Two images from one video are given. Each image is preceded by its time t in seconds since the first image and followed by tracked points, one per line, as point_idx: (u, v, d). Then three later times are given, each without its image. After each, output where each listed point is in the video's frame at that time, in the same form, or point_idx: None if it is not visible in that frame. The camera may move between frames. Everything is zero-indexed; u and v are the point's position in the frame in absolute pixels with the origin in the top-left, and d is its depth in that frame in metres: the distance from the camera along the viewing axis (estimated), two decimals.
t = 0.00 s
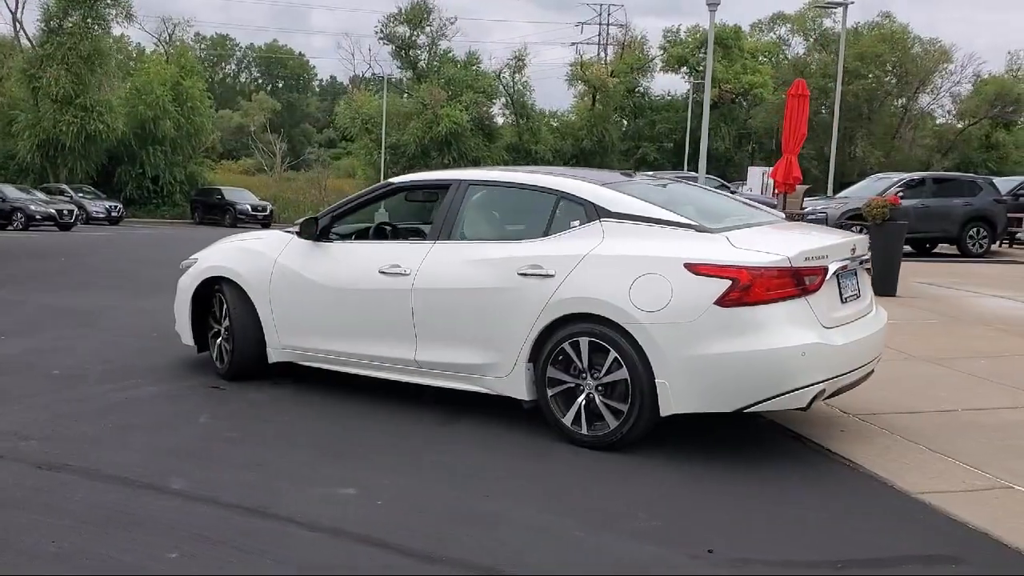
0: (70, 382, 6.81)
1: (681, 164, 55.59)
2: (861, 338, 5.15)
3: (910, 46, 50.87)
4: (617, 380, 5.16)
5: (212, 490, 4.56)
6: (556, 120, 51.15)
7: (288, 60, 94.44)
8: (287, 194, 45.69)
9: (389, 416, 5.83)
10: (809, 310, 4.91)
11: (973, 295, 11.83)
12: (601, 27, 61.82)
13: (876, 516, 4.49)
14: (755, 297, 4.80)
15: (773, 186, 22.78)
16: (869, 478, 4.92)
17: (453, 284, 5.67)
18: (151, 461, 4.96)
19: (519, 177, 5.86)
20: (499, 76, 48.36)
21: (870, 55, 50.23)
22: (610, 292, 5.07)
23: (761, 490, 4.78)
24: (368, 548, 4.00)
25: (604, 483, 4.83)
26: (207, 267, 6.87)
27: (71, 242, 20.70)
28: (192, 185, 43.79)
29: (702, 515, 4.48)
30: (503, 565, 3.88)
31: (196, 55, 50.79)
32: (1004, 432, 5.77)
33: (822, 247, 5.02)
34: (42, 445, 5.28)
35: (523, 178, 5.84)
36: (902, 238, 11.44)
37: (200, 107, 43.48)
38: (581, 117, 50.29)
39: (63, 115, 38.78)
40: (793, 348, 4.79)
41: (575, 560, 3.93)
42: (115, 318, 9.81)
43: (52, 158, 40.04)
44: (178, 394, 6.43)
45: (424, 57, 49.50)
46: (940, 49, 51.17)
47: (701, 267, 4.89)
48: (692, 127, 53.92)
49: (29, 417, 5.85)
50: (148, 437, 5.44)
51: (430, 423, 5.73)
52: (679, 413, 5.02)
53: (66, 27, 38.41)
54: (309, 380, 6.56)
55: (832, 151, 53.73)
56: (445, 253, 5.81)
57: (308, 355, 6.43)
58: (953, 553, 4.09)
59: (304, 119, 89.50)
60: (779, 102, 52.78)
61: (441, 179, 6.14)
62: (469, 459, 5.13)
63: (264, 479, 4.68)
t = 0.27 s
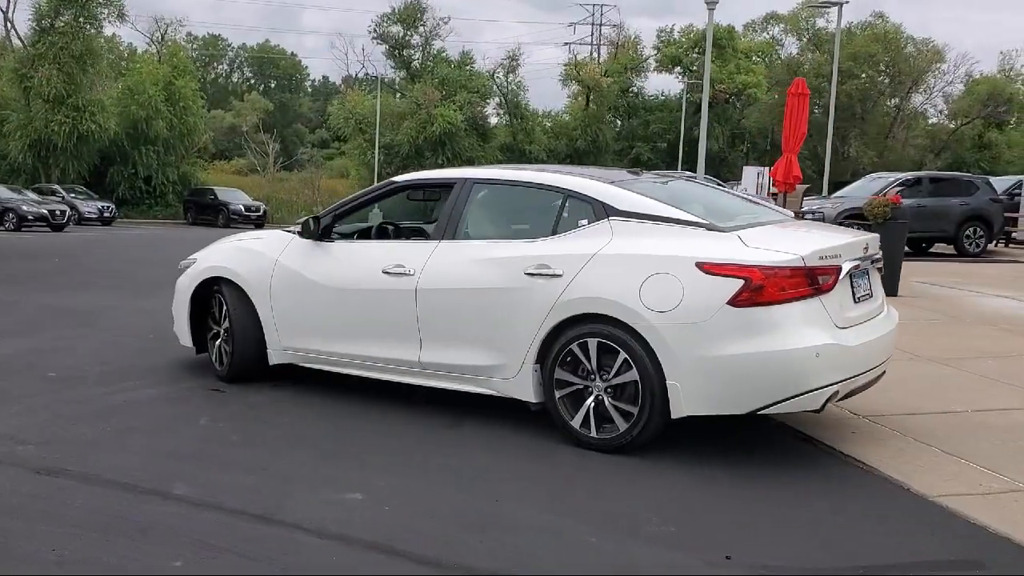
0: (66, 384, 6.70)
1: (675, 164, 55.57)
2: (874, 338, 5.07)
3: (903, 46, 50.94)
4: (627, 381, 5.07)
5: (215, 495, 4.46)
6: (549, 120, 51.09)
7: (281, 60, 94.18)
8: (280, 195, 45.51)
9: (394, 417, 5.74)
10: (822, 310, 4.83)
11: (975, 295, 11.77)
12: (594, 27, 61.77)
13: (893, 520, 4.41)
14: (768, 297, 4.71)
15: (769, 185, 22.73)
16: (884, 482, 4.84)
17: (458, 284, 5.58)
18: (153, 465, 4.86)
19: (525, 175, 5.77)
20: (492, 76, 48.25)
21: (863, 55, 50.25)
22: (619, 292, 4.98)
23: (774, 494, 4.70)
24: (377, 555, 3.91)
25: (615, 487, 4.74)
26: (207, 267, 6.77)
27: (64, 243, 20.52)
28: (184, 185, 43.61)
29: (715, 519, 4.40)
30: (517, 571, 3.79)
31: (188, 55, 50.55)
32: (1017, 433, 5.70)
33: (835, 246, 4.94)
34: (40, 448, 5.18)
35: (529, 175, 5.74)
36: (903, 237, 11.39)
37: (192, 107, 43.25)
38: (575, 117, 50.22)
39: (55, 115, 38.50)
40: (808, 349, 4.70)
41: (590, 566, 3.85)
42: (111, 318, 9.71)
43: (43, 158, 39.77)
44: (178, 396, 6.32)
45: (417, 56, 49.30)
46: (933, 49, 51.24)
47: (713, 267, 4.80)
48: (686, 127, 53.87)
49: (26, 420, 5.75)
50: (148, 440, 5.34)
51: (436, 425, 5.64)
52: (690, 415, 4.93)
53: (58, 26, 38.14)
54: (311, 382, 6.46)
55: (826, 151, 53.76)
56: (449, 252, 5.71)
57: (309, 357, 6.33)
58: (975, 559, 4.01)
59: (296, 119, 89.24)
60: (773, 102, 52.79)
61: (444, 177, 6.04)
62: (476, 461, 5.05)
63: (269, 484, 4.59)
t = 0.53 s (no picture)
0: (61, 387, 6.59)
1: (667, 161, 55.54)
2: (886, 339, 5.00)
3: (894, 43, 50.99)
4: (636, 384, 4.99)
5: (218, 502, 4.36)
6: (541, 117, 51.00)
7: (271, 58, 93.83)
8: (271, 193, 45.31)
9: (397, 420, 5.66)
10: (835, 310, 4.75)
11: (974, 292, 11.73)
12: (586, 24, 61.70)
13: (910, 525, 4.34)
14: (780, 298, 4.64)
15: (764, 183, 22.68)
16: (899, 486, 4.78)
17: (463, 285, 5.49)
18: (153, 472, 4.75)
19: (530, 173, 5.67)
20: (484, 73, 48.12)
21: (855, 52, 50.27)
22: (628, 293, 4.90)
23: (788, 499, 4.63)
24: (387, 564, 3.82)
25: (626, 491, 4.66)
26: (204, 267, 6.66)
27: (55, 242, 20.34)
28: (176, 184, 43.39)
29: (728, 524, 4.32)
30: None
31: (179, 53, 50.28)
32: None
33: (847, 246, 4.87)
34: (36, 454, 5.07)
35: (534, 174, 5.65)
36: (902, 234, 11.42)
37: (183, 104, 43.00)
38: (567, 114, 50.18)
39: (44, 113, 38.16)
40: (821, 351, 4.63)
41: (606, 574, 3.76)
42: (105, 319, 9.59)
43: (33, 156, 39.46)
44: (176, 400, 6.21)
45: (409, 54, 49.05)
46: (923, 46, 51.33)
47: (724, 267, 4.72)
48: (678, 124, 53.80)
49: (21, 424, 5.63)
50: (147, 445, 5.24)
51: (440, 429, 5.55)
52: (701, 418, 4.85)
53: (47, 23, 37.90)
54: (311, 384, 6.37)
55: (818, 148, 53.80)
56: (453, 253, 5.62)
57: (310, 358, 6.23)
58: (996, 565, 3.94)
59: (287, 117, 88.92)
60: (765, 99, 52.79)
61: (447, 176, 5.95)
62: (482, 465, 4.96)
63: (273, 491, 4.49)
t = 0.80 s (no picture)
0: (59, 387, 6.51)
1: (659, 160, 55.56)
2: (897, 338, 4.97)
3: (885, 42, 51.12)
4: (645, 385, 4.94)
5: (226, 505, 4.29)
6: (533, 115, 50.96)
7: (261, 56, 93.56)
8: (263, 191, 45.18)
9: (403, 421, 5.60)
10: (847, 311, 4.71)
11: (974, 292, 11.72)
12: (577, 23, 61.68)
13: (927, 528, 4.30)
14: (793, 298, 4.60)
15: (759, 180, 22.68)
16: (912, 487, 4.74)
17: (469, 285, 5.44)
18: (158, 474, 4.68)
19: (537, 172, 5.61)
20: (477, 71, 48.04)
21: (846, 51, 50.36)
22: (638, 293, 4.85)
23: (802, 501, 4.59)
24: (403, 568, 3.76)
25: (638, 494, 4.61)
26: (205, 267, 6.59)
27: (46, 241, 20.19)
28: (167, 182, 43.21)
29: (742, 526, 4.28)
30: None
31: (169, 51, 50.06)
32: None
33: (859, 245, 4.83)
34: (37, 455, 5.00)
35: (541, 172, 5.59)
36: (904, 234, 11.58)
37: (174, 102, 42.82)
38: (560, 113, 50.17)
39: (33, 111, 37.85)
40: (834, 351, 4.58)
41: None
42: (101, 319, 9.49)
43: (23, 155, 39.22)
44: (178, 400, 6.14)
45: (400, 52, 48.81)
46: (914, 45, 51.46)
47: (736, 266, 4.68)
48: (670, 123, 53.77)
49: (21, 426, 5.54)
50: (150, 446, 5.17)
51: (448, 430, 5.49)
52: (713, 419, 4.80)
53: (36, 20, 37.90)
54: (314, 385, 6.30)
55: (809, 147, 53.90)
56: (459, 252, 5.56)
57: (313, 359, 6.16)
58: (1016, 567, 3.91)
59: (278, 116, 88.70)
60: (757, 98, 52.86)
61: (452, 175, 5.88)
62: (491, 467, 4.91)
63: (282, 494, 4.42)
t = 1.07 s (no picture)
0: (62, 389, 6.43)
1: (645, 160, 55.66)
2: (913, 338, 4.97)
3: (869, 44, 51.40)
4: (662, 385, 4.92)
5: (244, 510, 4.25)
6: (520, 116, 50.94)
7: (245, 56, 93.14)
8: (249, 191, 44.97)
9: (414, 423, 5.56)
10: (864, 311, 4.70)
11: (968, 291, 11.80)
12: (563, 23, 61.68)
13: (949, 530, 4.31)
14: (811, 298, 4.59)
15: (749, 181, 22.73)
16: (930, 489, 4.75)
17: (481, 285, 5.40)
18: (172, 477, 4.63)
19: (549, 171, 5.58)
20: (464, 72, 47.97)
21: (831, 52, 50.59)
22: (654, 292, 4.83)
23: (821, 504, 4.59)
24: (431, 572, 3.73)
25: (658, 496, 4.60)
26: (209, 267, 6.52)
27: (33, 240, 20.02)
28: (152, 182, 43.03)
29: (763, 529, 4.27)
30: None
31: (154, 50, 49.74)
32: None
33: (876, 244, 4.83)
34: (45, 457, 4.93)
35: (553, 171, 5.56)
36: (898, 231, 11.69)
37: (160, 102, 42.55)
38: (547, 113, 50.26)
39: (17, 110, 37.42)
40: (853, 351, 4.58)
41: None
42: (97, 319, 9.39)
43: (7, 154, 38.84)
44: (185, 402, 6.08)
45: (387, 52, 48.62)
46: (899, 47, 51.73)
47: (754, 266, 4.66)
48: (657, 124, 53.87)
49: (28, 428, 5.48)
50: (160, 448, 5.11)
51: (459, 430, 5.46)
52: (730, 419, 4.78)
53: (20, 19, 37.14)
54: (322, 386, 6.25)
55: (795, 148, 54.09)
56: (471, 252, 5.52)
57: (320, 359, 6.11)
58: None
59: (262, 116, 88.35)
60: (743, 99, 53.01)
61: (462, 174, 5.84)
62: (508, 469, 4.88)
63: (300, 500, 4.37)
